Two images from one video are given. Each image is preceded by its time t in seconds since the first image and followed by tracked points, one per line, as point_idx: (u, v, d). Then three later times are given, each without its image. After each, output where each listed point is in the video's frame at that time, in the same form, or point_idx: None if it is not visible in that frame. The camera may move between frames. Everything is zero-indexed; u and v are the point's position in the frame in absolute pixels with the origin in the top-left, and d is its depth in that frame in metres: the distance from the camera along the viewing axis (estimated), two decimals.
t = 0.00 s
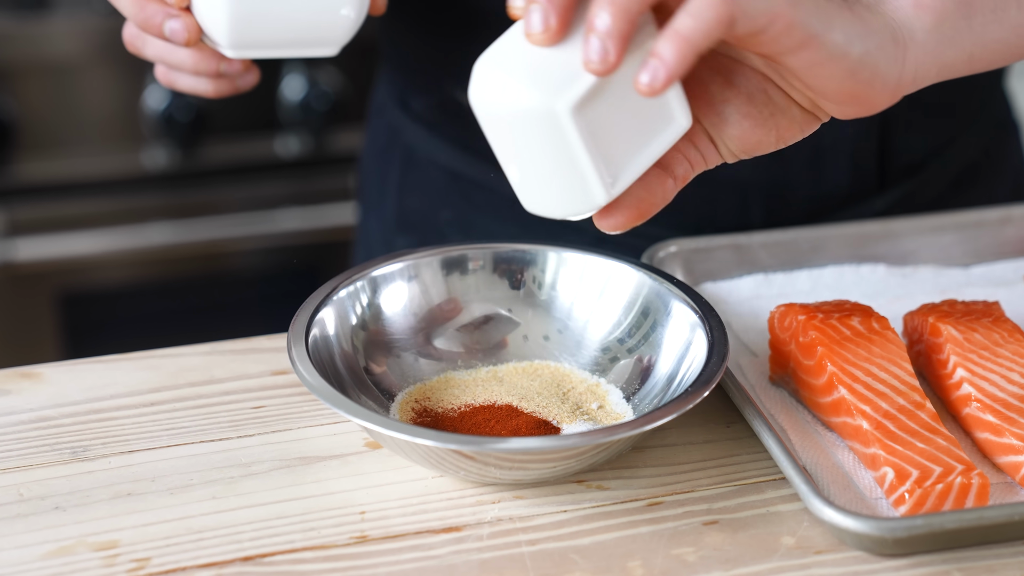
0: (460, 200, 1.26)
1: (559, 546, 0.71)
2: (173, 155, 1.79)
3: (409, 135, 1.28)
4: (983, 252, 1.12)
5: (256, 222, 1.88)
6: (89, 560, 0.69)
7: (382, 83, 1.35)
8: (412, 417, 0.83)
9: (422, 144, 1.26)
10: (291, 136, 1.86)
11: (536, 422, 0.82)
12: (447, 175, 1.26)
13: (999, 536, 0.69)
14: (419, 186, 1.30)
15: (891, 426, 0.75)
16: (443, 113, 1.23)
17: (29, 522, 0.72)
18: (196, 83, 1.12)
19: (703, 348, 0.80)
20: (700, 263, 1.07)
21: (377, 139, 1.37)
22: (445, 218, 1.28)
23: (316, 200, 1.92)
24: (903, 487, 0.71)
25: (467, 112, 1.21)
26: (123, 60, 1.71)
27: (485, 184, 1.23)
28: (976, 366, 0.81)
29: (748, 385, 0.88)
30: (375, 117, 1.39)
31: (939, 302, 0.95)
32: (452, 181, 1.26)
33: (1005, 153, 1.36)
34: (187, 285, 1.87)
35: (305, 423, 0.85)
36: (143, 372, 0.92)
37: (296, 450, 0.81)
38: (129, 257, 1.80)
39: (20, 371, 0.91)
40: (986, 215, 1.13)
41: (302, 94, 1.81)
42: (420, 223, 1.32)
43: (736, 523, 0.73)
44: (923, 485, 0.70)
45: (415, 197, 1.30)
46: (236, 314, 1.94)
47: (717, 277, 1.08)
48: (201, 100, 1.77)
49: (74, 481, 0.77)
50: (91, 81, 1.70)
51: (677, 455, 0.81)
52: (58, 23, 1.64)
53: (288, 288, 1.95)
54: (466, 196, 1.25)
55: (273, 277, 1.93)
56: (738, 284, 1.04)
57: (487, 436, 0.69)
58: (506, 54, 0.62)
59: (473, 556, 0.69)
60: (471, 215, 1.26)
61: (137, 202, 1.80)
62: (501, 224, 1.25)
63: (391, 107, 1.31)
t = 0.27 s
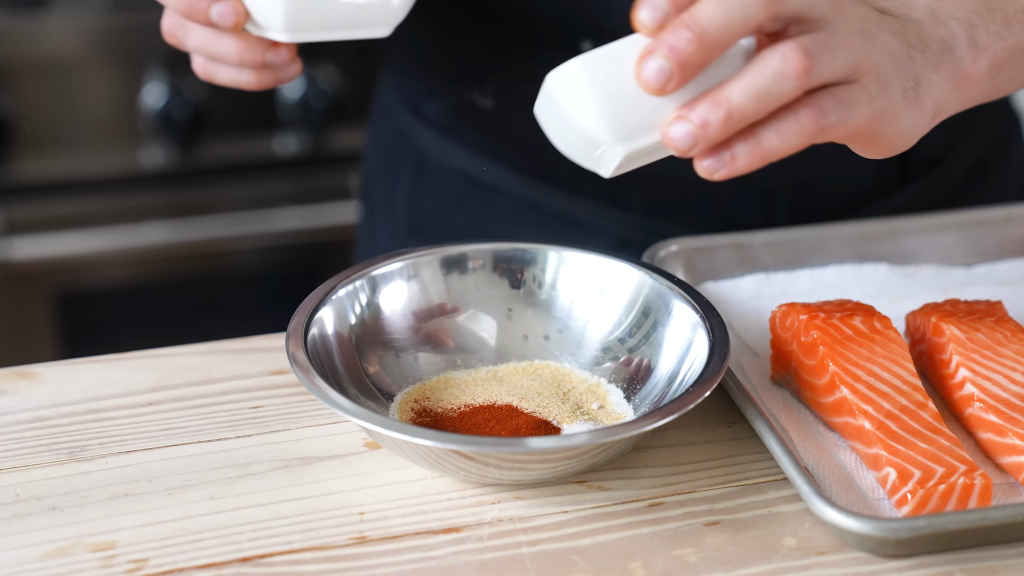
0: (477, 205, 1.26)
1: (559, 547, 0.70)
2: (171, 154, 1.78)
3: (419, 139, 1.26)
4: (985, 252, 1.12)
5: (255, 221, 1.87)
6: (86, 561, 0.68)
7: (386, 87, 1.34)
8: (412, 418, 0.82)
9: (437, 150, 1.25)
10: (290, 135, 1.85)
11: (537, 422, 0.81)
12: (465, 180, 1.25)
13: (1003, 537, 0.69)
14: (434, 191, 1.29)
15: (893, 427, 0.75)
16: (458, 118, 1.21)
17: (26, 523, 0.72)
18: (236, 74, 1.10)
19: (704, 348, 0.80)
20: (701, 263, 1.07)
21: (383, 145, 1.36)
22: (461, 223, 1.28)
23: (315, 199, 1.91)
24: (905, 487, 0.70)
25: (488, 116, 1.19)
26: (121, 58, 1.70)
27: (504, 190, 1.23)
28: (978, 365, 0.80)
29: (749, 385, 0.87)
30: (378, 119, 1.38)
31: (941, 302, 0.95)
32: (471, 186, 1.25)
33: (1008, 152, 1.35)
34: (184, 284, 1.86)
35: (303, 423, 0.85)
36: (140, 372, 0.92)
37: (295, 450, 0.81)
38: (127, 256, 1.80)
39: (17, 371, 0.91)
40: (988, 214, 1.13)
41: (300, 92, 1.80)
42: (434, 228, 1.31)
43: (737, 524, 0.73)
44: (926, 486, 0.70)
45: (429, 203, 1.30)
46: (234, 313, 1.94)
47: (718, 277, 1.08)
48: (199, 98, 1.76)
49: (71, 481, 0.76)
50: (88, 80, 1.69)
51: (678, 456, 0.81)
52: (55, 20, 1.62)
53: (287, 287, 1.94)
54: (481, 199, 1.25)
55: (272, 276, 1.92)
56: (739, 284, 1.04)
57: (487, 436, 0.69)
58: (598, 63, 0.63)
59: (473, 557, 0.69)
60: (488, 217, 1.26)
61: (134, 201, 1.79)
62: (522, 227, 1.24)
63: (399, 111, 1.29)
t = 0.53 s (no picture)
0: (493, 208, 1.25)
1: (559, 548, 0.70)
2: (168, 152, 1.78)
3: (430, 142, 1.26)
4: (987, 251, 1.12)
5: (255, 220, 1.87)
6: (83, 562, 0.68)
7: (393, 89, 1.33)
8: (414, 418, 0.82)
9: (450, 153, 1.24)
10: (288, 134, 1.85)
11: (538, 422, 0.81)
12: (479, 183, 1.24)
13: (1006, 538, 0.68)
14: (447, 195, 1.28)
15: (895, 427, 0.75)
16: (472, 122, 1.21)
17: (23, 523, 0.71)
18: (317, 31, 0.79)
19: (705, 348, 0.79)
20: (702, 262, 1.06)
21: (392, 150, 1.35)
22: (475, 227, 1.28)
23: (314, 197, 1.91)
24: (907, 488, 0.70)
25: (506, 119, 1.18)
26: (119, 57, 1.69)
27: (521, 192, 1.22)
28: (981, 365, 0.80)
29: (750, 385, 0.87)
30: (383, 121, 1.38)
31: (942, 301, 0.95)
32: (485, 190, 1.24)
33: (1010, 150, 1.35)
34: (183, 283, 1.85)
35: (302, 423, 0.84)
36: (138, 371, 0.91)
37: (293, 450, 0.80)
38: (125, 255, 1.79)
39: (14, 371, 0.90)
40: (991, 212, 1.13)
41: (299, 90, 1.79)
42: (448, 230, 1.30)
43: (739, 525, 0.72)
44: (928, 487, 0.69)
45: (441, 206, 1.29)
46: (233, 312, 1.93)
47: (720, 276, 1.07)
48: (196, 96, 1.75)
49: (69, 481, 0.76)
50: (86, 77, 1.68)
51: (679, 456, 0.80)
52: (52, 17, 1.62)
53: (286, 286, 1.93)
54: (496, 203, 1.24)
55: (271, 275, 1.91)
56: (741, 283, 1.03)
57: (487, 436, 0.68)
58: (667, 53, 0.70)
59: (472, 559, 0.68)
60: (503, 221, 1.25)
61: (131, 199, 1.79)
62: (539, 229, 1.24)
63: (408, 115, 1.28)
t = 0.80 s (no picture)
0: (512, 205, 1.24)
1: (559, 546, 0.70)
2: (168, 147, 1.78)
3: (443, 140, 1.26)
4: (990, 250, 1.11)
5: (257, 215, 1.86)
6: (84, 558, 0.68)
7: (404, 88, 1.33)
8: (414, 416, 0.82)
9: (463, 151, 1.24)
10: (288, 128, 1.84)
11: (540, 420, 0.81)
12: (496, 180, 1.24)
13: (1007, 538, 0.68)
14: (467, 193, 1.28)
15: (897, 426, 0.75)
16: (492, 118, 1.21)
17: (22, 519, 0.71)
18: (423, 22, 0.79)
19: (705, 347, 0.79)
20: (705, 259, 1.06)
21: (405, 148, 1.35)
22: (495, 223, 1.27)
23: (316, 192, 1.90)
24: (909, 488, 0.70)
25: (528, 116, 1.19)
26: (117, 50, 1.69)
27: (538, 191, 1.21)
28: (983, 365, 0.80)
29: (751, 383, 0.87)
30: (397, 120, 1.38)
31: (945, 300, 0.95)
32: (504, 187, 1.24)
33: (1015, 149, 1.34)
34: (184, 277, 1.85)
35: (302, 420, 0.84)
36: (138, 367, 0.91)
37: (293, 447, 0.80)
38: (127, 249, 1.79)
39: (15, 366, 0.90)
40: (995, 211, 1.12)
41: (300, 84, 1.78)
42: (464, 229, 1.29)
43: (739, 523, 0.72)
44: (929, 487, 0.69)
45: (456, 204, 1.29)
46: (235, 306, 1.93)
47: (722, 273, 1.07)
48: (196, 90, 1.75)
49: (69, 477, 0.76)
50: (86, 71, 1.68)
51: (679, 454, 0.80)
52: (53, 8, 1.62)
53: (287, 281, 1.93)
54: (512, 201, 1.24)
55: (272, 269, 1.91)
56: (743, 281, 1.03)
57: (487, 434, 0.68)
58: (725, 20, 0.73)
59: (472, 556, 0.68)
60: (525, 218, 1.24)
61: (130, 194, 1.78)
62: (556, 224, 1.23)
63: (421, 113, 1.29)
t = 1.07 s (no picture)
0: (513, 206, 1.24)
1: (559, 547, 0.69)
2: (167, 146, 1.78)
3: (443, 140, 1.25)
4: (993, 249, 1.11)
5: (255, 215, 1.86)
6: (82, 558, 0.67)
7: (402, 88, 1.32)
8: (414, 416, 0.81)
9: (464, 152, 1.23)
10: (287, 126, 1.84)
11: (539, 420, 0.80)
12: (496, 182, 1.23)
13: (1010, 539, 0.68)
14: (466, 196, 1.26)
15: (899, 426, 0.74)
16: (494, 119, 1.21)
17: (19, 520, 0.71)
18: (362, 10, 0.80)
19: (707, 346, 0.78)
20: (706, 258, 1.06)
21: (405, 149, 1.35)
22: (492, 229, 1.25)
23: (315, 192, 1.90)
24: (911, 488, 0.69)
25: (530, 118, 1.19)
26: (117, 49, 1.69)
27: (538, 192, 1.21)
28: (986, 365, 0.79)
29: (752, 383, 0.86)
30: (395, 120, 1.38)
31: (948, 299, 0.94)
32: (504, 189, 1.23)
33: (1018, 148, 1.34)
34: (183, 277, 1.85)
35: (301, 420, 0.84)
36: (136, 367, 0.91)
37: (292, 447, 0.80)
38: (126, 249, 1.79)
39: (12, 365, 0.90)
40: (997, 210, 1.12)
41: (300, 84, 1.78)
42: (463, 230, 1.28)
43: (740, 524, 0.72)
44: (932, 487, 0.69)
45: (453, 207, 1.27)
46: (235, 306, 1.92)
47: (723, 273, 1.06)
48: (196, 88, 1.75)
49: (66, 477, 0.75)
50: (85, 70, 1.68)
51: (679, 455, 0.80)
52: (52, 8, 1.63)
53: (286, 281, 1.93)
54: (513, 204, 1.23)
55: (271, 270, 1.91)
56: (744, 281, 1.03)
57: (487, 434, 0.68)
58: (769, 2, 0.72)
59: (472, 557, 0.68)
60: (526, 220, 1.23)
61: (129, 193, 1.78)
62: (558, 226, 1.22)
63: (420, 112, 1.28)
